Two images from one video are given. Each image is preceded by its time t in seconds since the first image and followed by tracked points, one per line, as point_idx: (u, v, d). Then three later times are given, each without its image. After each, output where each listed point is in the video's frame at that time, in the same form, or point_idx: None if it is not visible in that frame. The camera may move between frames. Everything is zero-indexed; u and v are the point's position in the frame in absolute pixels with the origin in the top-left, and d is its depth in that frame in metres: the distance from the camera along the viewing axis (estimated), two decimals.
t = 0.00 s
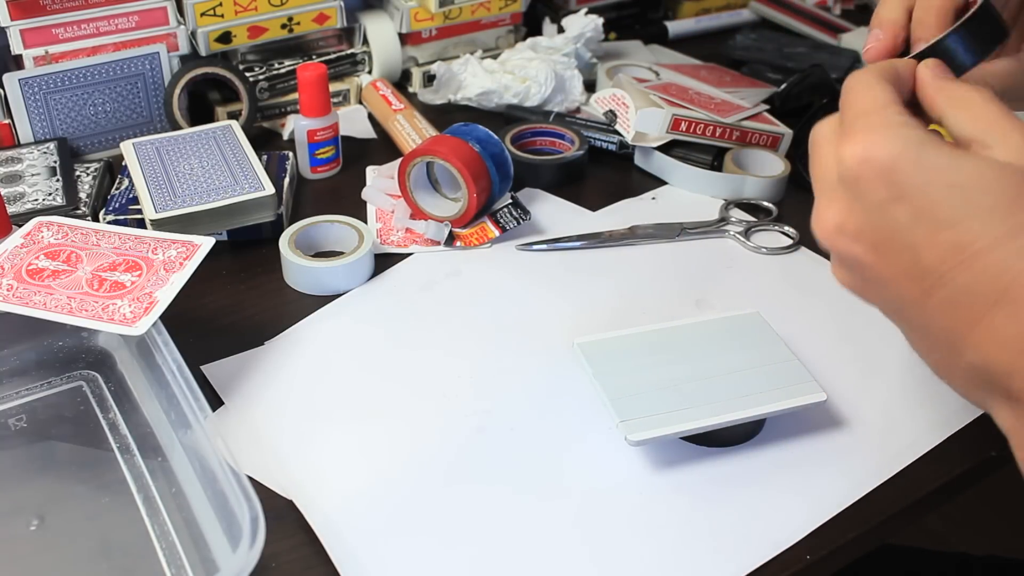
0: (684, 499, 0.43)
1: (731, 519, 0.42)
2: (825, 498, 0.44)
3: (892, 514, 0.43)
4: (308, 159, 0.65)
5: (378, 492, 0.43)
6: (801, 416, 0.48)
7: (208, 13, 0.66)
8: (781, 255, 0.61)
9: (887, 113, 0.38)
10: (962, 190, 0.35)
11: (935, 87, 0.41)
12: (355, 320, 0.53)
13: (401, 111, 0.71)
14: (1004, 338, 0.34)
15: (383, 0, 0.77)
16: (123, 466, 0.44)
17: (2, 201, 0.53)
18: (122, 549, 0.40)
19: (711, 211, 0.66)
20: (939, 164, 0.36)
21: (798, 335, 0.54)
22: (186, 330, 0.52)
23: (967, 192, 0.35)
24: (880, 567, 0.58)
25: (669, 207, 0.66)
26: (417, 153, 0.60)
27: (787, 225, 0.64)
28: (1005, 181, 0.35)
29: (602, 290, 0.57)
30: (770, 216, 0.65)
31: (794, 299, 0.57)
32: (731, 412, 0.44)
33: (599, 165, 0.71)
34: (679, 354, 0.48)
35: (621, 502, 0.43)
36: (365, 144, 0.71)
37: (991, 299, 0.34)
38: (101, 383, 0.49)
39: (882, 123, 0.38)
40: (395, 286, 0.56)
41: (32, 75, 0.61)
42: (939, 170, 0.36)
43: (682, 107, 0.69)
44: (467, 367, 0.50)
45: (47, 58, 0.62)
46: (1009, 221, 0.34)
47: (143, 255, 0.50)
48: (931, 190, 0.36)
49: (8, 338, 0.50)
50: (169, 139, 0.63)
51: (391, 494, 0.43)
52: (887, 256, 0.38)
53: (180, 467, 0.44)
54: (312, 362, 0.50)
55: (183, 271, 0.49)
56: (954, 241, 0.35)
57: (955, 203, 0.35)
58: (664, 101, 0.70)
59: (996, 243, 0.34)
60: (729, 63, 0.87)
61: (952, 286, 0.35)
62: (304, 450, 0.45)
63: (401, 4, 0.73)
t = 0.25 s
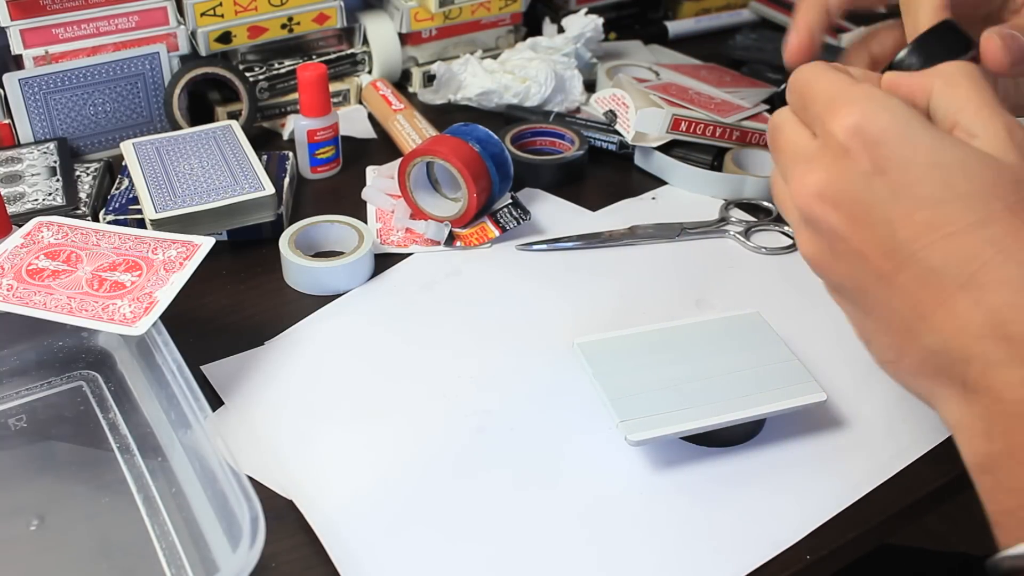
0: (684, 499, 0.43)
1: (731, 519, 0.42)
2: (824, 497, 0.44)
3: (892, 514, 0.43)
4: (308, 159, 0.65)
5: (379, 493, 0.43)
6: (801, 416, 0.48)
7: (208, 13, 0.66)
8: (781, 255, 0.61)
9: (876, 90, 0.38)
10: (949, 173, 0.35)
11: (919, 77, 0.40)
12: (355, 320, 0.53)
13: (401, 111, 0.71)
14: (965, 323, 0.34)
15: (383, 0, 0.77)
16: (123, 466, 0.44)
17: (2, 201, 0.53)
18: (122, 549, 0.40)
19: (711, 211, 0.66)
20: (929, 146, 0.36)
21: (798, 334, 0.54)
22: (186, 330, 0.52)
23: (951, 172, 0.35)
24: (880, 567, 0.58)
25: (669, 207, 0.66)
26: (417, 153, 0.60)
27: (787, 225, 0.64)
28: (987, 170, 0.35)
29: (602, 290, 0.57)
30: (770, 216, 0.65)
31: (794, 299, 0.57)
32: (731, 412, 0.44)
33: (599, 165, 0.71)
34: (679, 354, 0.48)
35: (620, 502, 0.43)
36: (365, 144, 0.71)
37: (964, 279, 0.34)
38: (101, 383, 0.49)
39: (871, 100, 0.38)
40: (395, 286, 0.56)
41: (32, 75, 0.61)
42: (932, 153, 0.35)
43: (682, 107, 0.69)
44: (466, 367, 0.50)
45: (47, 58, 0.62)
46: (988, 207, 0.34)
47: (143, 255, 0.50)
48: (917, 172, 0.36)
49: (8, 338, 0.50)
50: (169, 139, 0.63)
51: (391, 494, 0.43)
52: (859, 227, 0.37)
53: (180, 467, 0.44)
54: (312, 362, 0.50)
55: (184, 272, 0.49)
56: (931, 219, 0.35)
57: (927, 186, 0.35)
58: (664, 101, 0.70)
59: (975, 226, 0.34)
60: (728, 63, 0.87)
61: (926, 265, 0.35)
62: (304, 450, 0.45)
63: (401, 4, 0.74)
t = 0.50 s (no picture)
0: (684, 499, 0.43)
1: (731, 519, 0.42)
2: (824, 497, 0.44)
3: (891, 513, 0.43)
4: (308, 159, 0.65)
5: (379, 493, 0.43)
6: (801, 416, 0.48)
7: (208, 13, 0.66)
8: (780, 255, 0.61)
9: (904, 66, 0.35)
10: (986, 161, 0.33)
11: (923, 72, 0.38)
12: (355, 320, 0.53)
13: (401, 111, 0.71)
14: (979, 310, 0.32)
15: None
16: (123, 466, 0.44)
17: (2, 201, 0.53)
18: (122, 549, 0.40)
19: (711, 211, 0.66)
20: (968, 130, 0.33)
21: (798, 334, 0.54)
22: (186, 330, 0.52)
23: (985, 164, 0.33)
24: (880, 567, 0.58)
25: (669, 207, 0.66)
26: (417, 152, 0.60)
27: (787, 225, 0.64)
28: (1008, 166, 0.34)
29: (601, 290, 0.57)
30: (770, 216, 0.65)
31: (794, 299, 0.57)
32: (730, 412, 0.44)
33: (599, 165, 0.71)
34: (678, 354, 0.48)
35: (620, 502, 0.43)
36: (365, 144, 0.71)
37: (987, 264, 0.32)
38: (101, 383, 0.49)
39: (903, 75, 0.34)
40: (395, 286, 0.56)
41: (32, 75, 0.61)
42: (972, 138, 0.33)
43: (681, 107, 0.69)
44: (466, 367, 0.50)
45: (47, 58, 0.62)
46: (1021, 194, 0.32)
47: (143, 255, 0.50)
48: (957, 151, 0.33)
49: (8, 338, 0.50)
50: (169, 138, 0.63)
51: (391, 494, 0.43)
52: (880, 194, 0.34)
53: (180, 466, 0.44)
54: (312, 362, 0.50)
55: (184, 272, 0.49)
56: (967, 199, 0.32)
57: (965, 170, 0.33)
58: (664, 101, 0.70)
59: (1008, 213, 0.32)
60: (729, 63, 0.87)
61: (951, 246, 0.33)
62: (304, 450, 0.45)
63: (401, 4, 0.74)
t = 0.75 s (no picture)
0: (684, 500, 0.43)
1: (732, 519, 0.42)
2: (824, 498, 0.43)
3: (891, 513, 0.43)
4: (308, 159, 0.65)
5: (379, 493, 0.43)
6: (801, 416, 0.48)
7: (208, 13, 0.66)
8: (781, 255, 0.61)
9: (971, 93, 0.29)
10: None
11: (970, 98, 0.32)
12: (355, 320, 0.53)
13: (401, 111, 0.71)
14: None
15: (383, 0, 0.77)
16: (123, 466, 0.44)
17: (3, 201, 0.53)
18: (121, 549, 0.40)
19: (711, 212, 0.66)
20: None
21: (798, 334, 0.54)
22: (186, 330, 0.52)
23: None
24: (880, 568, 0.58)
25: (669, 207, 0.66)
26: (417, 153, 0.60)
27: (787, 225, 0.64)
28: None
29: (601, 290, 0.57)
30: (770, 216, 0.65)
31: (794, 300, 0.57)
32: (730, 412, 0.44)
33: (599, 165, 0.71)
34: (678, 354, 0.48)
35: (621, 502, 0.43)
36: (365, 144, 0.71)
37: None
38: (101, 383, 0.49)
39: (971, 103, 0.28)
40: (395, 286, 0.56)
41: (32, 75, 0.61)
42: None
43: (682, 107, 0.69)
44: (465, 367, 0.50)
45: (47, 58, 0.62)
46: None
47: (143, 255, 0.50)
48: None
49: (8, 338, 0.50)
50: (169, 139, 0.63)
51: (391, 494, 0.43)
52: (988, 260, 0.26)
53: (180, 466, 0.44)
54: (312, 362, 0.50)
55: (184, 271, 0.49)
56: None
57: None
58: (664, 101, 0.70)
59: None
60: (729, 64, 0.87)
61: None
62: (303, 450, 0.45)
63: (401, 4, 0.74)
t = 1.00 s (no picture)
0: (684, 500, 0.43)
1: (731, 519, 0.42)
2: (824, 498, 0.44)
3: (891, 514, 0.43)
4: (308, 159, 0.65)
5: (379, 494, 0.43)
6: (801, 417, 0.48)
7: (208, 13, 0.66)
8: (781, 255, 0.61)
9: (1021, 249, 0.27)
10: None
11: None
12: (355, 319, 0.53)
13: (401, 111, 0.71)
14: None
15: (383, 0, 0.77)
16: (123, 466, 0.44)
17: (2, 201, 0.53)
18: (121, 549, 0.40)
19: (711, 212, 0.66)
20: None
21: (798, 335, 0.54)
22: (186, 330, 0.52)
23: None
24: (880, 567, 0.58)
25: (668, 207, 0.66)
26: (417, 152, 0.60)
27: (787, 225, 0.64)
28: None
29: (601, 290, 0.57)
30: (770, 216, 0.65)
31: (794, 300, 0.57)
32: (730, 413, 0.44)
33: (599, 165, 0.71)
34: (678, 355, 0.48)
35: (621, 503, 0.43)
36: (365, 144, 0.71)
37: None
38: (101, 383, 0.49)
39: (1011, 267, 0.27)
40: (395, 285, 0.56)
41: (32, 75, 0.61)
42: None
43: (682, 107, 0.69)
44: (466, 368, 0.50)
45: (47, 58, 0.62)
46: None
47: (143, 255, 0.50)
48: None
49: (8, 338, 0.50)
50: (169, 139, 0.63)
51: (391, 494, 0.43)
52: None
53: (180, 467, 0.44)
54: (312, 362, 0.50)
55: (183, 271, 0.49)
56: None
57: None
58: (664, 101, 0.70)
59: None
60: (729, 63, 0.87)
61: None
62: (304, 451, 0.45)
63: (401, 4, 0.74)
